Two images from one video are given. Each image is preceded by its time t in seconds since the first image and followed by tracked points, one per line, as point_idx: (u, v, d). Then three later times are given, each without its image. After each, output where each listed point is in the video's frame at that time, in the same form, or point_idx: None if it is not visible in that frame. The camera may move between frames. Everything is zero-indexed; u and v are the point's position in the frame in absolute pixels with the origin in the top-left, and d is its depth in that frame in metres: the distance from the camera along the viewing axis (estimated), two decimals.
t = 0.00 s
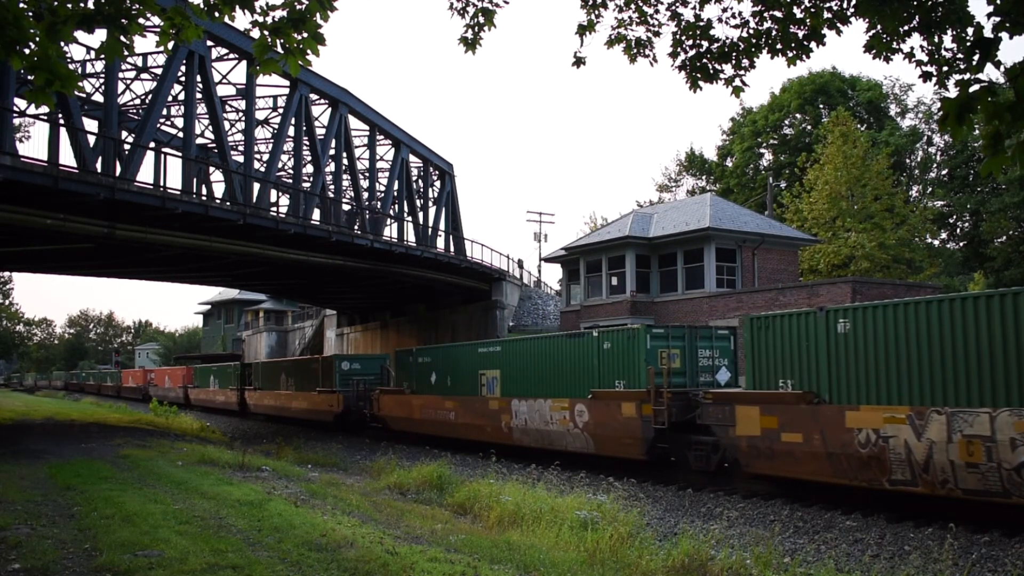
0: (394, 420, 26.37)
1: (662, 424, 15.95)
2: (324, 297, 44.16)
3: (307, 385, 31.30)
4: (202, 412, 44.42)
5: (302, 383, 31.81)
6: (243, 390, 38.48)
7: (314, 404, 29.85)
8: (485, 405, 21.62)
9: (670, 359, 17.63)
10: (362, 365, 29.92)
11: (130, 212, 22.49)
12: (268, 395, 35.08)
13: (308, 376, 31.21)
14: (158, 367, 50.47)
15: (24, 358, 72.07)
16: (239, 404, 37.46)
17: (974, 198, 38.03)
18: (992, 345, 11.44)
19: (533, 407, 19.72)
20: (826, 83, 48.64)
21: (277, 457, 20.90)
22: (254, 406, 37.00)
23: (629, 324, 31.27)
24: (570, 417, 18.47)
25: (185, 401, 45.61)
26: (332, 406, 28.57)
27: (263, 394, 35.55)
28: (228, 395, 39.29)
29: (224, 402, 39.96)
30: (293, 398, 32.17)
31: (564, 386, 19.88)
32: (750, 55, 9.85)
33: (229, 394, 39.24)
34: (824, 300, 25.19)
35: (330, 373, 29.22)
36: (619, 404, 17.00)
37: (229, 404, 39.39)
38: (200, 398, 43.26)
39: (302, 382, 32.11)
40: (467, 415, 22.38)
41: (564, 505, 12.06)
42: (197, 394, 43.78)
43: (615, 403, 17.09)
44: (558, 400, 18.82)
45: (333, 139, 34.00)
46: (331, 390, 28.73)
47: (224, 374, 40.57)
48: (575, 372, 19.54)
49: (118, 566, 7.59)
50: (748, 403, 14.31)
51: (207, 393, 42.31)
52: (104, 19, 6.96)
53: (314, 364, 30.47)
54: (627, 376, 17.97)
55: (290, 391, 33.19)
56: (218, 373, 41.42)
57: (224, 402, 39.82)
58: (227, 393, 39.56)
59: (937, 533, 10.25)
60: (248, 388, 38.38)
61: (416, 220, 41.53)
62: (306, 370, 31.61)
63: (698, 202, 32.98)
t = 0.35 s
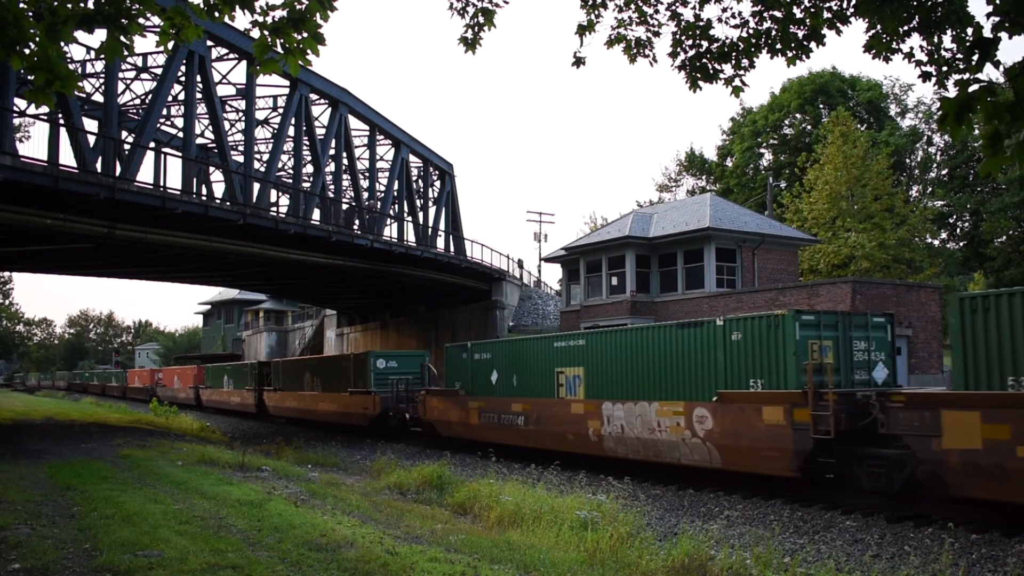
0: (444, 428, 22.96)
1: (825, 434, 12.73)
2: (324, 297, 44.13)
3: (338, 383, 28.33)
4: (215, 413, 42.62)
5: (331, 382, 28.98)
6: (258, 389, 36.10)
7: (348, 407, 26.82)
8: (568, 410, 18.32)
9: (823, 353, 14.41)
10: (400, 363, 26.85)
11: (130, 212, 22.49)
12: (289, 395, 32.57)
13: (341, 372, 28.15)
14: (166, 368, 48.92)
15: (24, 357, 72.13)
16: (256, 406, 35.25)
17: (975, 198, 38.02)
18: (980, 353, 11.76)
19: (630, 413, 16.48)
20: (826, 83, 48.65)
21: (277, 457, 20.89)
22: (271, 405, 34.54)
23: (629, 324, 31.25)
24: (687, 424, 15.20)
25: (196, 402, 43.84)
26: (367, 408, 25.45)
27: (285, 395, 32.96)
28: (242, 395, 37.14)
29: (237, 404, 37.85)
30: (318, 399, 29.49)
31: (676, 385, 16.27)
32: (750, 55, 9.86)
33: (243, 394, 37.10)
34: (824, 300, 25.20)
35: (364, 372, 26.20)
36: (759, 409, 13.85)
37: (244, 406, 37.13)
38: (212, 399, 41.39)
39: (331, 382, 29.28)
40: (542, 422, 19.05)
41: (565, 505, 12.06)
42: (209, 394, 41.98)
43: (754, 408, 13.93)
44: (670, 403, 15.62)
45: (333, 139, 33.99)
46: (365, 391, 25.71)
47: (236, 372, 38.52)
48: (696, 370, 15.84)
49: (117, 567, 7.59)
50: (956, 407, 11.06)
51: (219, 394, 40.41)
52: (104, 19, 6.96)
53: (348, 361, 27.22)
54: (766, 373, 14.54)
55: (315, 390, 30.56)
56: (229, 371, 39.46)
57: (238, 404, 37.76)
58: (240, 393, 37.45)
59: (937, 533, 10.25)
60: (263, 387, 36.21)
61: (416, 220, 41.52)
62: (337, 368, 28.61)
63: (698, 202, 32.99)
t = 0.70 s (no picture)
0: (514, 432, 20.07)
1: None
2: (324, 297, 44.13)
3: (380, 384, 27.23)
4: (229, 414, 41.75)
5: (370, 385, 27.97)
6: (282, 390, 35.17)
7: (390, 409, 25.64)
8: (683, 414, 15.14)
9: None
10: (445, 361, 25.90)
11: (130, 212, 22.49)
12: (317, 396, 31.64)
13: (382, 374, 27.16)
14: (175, 367, 48.10)
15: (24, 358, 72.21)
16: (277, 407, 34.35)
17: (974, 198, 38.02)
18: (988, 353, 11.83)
19: (777, 419, 13.44)
20: (826, 83, 48.65)
21: (278, 457, 20.89)
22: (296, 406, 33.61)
23: (629, 324, 31.25)
24: (865, 434, 12.02)
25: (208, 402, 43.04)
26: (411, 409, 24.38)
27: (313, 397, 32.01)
28: (262, 396, 36.26)
29: (257, 405, 36.87)
30: (352, 400, 28.53)
31: (834, 382, 13.88)
32: (750, 55, 9.86)
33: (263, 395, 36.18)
34: (824, 300, 25.22)
35: (409, 371, 25.16)
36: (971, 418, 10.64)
37: (265, 407, 36.19)
38: (226, 399, 40.54)
39: (368, 384, 28.34)
40: (648, 430, 15.87)
41: (564, 505, 12.06)
42: (222, 393, 41.15)
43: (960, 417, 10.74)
44: (839, 407, 12.43)
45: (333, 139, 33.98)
46: (408, 392, 24.75)
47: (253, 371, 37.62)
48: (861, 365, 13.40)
49: (118, 567, 7.59)
50: None
51: (234, 393, 39.57)
52: (105, 19, 6.96)
53: (395, 361, 25.99)
54: (982, 368, 11.92)
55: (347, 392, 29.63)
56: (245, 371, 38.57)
57: (257, 405, 36.84)
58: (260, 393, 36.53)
59: (936, 533, 10.26)
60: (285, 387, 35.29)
61: (416, 220, 41.52)
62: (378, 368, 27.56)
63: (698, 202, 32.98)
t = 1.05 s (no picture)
0: (606, 442, 16.56)
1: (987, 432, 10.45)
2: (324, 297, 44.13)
3: (426, 383, 24.68)
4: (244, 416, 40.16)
5: (413, 385, 25.40)
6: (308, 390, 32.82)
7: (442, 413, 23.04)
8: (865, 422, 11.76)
9: None
10: (503, 358, 23.45)
11: (130, 212, 22.49)
12: (349, 397, 29.23)
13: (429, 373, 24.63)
14: (186, 366, 46.82)
15: (24, 358, 72.24)
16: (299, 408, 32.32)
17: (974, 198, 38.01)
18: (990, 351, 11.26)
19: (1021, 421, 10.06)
20: (826, 83, 48.66)
21: (278, 457, 20.91)
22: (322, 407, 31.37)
23: (629, 324, 31.24)
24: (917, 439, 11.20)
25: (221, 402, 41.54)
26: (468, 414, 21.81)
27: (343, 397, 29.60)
28: (283, 396, 34.05)
29: (278, 407, 34.69)
30: (392, 402, 26.07)
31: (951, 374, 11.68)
32: (751, 55, 9.87)
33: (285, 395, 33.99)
34: (824, 300, 25.23)
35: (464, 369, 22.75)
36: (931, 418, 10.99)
37: (288, 409, 33.91)
38: (241, 400, 38.81)
39: (409, 384, 25.81)
40: (805, 438, 12.71)
41: (564, 505, 12.06)
42: (236, 393, 39.55)
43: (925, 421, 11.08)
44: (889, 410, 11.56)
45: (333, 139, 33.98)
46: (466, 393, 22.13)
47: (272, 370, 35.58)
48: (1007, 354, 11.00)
49: (118, 566, 7.59)
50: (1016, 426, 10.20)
51: (250, 393, 37.82)
52: (105, 19, 6.96)
53: (447, 356, 23.44)
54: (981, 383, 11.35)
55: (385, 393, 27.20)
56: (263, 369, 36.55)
57: (278, 407, 34.60)
58: (281, 393, 34.29)
59: (935, 533, 10.27)
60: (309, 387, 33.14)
61: (416, 220, 41.52)
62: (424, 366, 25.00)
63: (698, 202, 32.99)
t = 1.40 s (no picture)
0: (737, 455, 13.64)
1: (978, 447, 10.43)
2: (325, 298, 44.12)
3: (484, 383, 21.44)
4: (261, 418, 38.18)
5: (469, 385, 22.18)
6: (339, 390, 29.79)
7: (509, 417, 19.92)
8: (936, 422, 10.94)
9: None
10: (579, 354, 20.23)
11: (131, 212, 22.50)
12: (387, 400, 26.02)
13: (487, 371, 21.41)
14: (196, 366, 45.29)
15: (24, 358, 72.27)
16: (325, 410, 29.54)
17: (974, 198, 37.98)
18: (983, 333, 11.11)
19: None
20: (826, 83, 48.66)
21: (278, 457, 20.91)
22: (355, 410, 28.33)
23: (629, 324, 31.24)
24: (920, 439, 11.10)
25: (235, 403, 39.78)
26: (544, 418, 18.71)
27: (380, 399, 26.46)
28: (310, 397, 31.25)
29: (303, 409, 31.87)
30: (444, 405, 22.87)
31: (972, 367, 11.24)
32: (752, 55, 9.88)
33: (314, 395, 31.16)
34: (824, 300, 25.22)
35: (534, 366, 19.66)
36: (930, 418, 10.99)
37: (316, 412, 31.01)
38: (259, 402, 36.65)
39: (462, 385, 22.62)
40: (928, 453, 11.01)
41: (564, 505, 12.06)
42: (253, 394, 37.53)
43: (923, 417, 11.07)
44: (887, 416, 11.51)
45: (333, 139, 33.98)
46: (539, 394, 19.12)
47: (297, 368, 32.81)
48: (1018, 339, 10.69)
49: (118, 567, 7.58)
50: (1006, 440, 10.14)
51: (268, 394, 35.58)
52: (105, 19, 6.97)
53: (512, 351, 20.22)
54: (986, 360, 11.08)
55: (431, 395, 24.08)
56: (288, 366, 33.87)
57: (300, 409, 32.19)
58: (308, 394, 31.42)
59: (935, 533, 10.27)
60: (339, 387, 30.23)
61: (416, 220, 41.53)
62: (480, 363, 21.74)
63: (698, 202, 32.98)
